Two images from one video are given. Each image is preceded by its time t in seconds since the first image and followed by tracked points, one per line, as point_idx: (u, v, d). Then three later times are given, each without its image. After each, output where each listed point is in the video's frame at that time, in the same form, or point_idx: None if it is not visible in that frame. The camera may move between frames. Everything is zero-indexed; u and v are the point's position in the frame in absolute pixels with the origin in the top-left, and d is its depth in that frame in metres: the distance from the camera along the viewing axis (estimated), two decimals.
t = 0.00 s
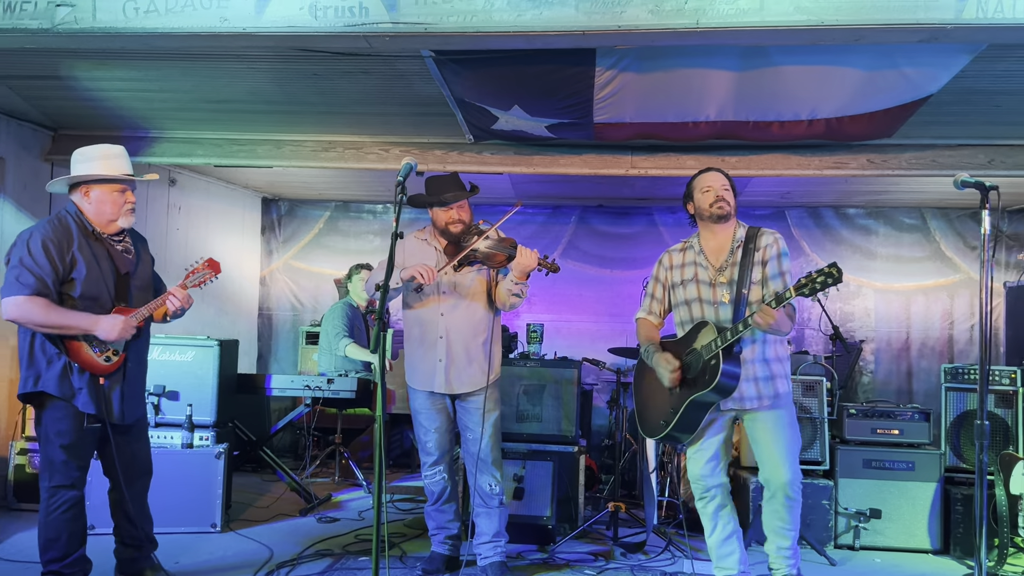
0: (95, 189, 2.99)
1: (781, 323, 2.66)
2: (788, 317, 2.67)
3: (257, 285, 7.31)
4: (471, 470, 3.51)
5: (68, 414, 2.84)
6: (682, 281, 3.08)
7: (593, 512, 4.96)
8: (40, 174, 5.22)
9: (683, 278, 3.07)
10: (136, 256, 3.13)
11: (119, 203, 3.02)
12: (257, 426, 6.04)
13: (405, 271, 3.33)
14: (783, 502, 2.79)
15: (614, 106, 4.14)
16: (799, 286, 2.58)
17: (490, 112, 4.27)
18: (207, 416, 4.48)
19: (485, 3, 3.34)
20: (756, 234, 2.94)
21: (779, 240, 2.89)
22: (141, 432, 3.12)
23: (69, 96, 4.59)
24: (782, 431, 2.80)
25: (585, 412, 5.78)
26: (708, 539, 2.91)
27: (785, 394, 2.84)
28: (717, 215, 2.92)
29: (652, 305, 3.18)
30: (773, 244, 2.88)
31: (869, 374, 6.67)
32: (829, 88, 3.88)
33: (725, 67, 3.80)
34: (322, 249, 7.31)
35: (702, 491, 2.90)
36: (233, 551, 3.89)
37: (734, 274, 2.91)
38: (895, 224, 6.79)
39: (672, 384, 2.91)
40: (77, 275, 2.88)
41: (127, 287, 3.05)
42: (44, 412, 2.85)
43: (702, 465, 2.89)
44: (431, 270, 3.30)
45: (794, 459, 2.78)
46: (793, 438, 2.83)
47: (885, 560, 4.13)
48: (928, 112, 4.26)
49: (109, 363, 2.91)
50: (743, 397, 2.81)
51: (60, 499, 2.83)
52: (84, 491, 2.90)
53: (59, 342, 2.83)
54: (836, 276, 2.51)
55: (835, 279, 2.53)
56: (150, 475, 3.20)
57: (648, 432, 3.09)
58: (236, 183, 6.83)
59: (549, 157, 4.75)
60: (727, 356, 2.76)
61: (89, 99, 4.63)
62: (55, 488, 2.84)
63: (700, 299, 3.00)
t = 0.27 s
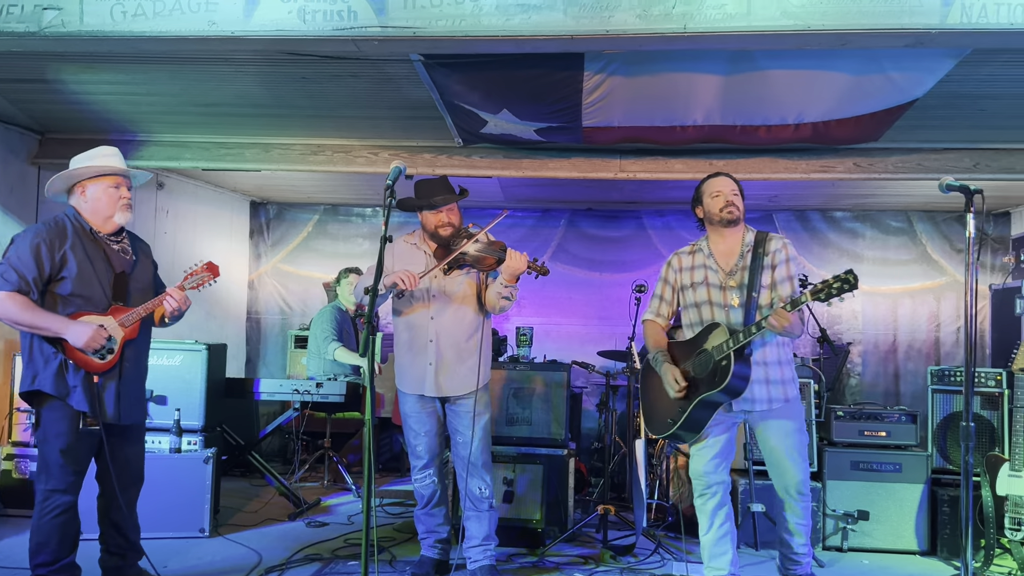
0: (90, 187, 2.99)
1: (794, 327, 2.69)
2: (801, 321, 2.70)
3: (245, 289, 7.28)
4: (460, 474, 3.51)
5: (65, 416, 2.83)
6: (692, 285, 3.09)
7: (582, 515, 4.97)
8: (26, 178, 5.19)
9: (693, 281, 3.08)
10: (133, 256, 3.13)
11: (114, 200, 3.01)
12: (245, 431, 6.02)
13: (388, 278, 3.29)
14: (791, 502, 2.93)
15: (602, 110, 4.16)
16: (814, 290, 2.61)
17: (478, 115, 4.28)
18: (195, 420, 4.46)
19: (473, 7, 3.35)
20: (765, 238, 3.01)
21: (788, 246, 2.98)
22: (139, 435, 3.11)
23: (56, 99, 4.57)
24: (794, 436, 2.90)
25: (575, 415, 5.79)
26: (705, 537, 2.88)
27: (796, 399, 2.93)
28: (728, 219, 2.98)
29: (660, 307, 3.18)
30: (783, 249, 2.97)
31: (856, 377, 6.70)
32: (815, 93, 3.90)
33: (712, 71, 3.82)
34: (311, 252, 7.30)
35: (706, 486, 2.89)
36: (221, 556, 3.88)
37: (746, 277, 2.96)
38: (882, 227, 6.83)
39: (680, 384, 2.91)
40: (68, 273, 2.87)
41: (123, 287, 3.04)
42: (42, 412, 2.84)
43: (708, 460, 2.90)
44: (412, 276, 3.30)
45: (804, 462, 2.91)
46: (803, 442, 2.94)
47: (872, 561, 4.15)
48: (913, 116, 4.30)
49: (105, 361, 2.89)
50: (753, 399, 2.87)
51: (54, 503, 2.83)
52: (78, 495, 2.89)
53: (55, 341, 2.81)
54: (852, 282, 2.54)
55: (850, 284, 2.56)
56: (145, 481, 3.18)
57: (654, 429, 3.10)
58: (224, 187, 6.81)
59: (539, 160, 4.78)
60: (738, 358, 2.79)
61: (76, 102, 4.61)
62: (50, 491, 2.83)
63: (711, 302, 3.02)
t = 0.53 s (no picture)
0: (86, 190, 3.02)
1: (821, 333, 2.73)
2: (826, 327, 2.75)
3: (230, 294, 7.25)
4: (448, 477, 3.50)
5: (57, 420, 2.83)
6: (709, 288, 3.11)
7: (568, 520, 4.97)
8: (9, 183, 5.15)
9: (711, 285, 3.10)
10: (128, 261, 3.12)
11: (108, 201, 3.01)
12: (229, 437, 5.97)
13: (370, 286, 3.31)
14: (780, 502, 2.97)
15: (586, 115, 4.18)
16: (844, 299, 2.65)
17: (464, 120, 4.28)
18: (179, 426, 4.46)
19: (458, 12, 3.36)
20: (781, 246, 3.06)
21: (805, 254, 3.03)
22: (132, 440, 3.09)
23: (38, 105, 4.54)
24: (792, 439, 2.95)
25: (560, 419, 5.80)
26: (702, 530, 2.92)
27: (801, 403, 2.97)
28: (747, 227, 3.00)
29: (676, 308, 3.18)
30: (800, 257, 3.02)
31: (840, 380, 6.74)
32: (797, 99, 3.94)
33: (695, 77, 3.85)
34: (295, 257, 7.28)
35: (711, 481, 2.94)
36: (205, 564, 3.85)
37: (764, 283, 3.00)
38: (864, 231, 6.88)
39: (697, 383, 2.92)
40: (60, 275, 2.87)
41: (117, 290, 3.02)
42: (34, 414, 2.84)
43: (718, 457, 2.94)
44: (394, 285, 3.31)
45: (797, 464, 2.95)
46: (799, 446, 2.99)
47: (856, 563, 4.17)
48: (894, 121, 4.34)
49: (93, 362, 2.86)
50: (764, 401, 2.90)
51: (42, 509, 2.80)
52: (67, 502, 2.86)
53: (47, 342, 2.81)
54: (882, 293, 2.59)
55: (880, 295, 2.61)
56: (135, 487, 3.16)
57: (664, 424, 3.08)
58: (209, 192, 6.78)
59: (524, 165, 4.79)
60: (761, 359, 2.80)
61: (59, 107, 4.58)
62: (40, 497, 2.82)
63: (729, 306, 3.05)
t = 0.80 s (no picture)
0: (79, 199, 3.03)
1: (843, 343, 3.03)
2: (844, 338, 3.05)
3: (210, 300, 7.21)
4: (430, 482, 3.49)
5: (43, 426, 2.81)
6: (720, 291, 3.35)
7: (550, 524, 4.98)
8: None
9: (722, 288, 3.34)
10: (116, 269, 3.12)
11: (98, 211, 3.02)
12: (209, 444, 6.00)
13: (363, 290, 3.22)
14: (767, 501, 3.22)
15: (567, 120, 4.19)
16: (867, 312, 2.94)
17: (444, 125, 4.28)
18: (158, 433, 4.41)
19: (437, 17, 3.36)
20: (788, 255, 3.33)
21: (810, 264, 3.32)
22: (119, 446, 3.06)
23: (14, 109, 4.50)
24: (788, 443, 3.19)
25: (543, 422, 5.83)
26: (701, 524, 3.18)
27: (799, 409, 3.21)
28: (756, 241, 3.24)
29: (686, 308, 3.37)
30: (806, 267, 3.31)
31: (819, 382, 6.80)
32: (774, 104, 3.97)
33: (673, 82, 3.87)
34: (276, 262, 7.26)
35: (713, 478, 3.19)
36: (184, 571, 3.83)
37: (775, 290, 3.28)
38: (843, 235, 6.95)
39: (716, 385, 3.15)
40: (47, 281, 2.89)
41: (105, 297, 3.02)
42: (19, 418, 2.83)
43: (724, 456, 3.17)
44: (387, 292, 3.23)
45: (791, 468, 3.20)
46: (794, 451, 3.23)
47: (835, 565, 4.21)
48: (871, 126, 4.39)
49: (78, 366, 2.86)
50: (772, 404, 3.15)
51: (24, 517, 2.78)
52: (49, 510, 2.84)
53: (33, 347, 2.83)
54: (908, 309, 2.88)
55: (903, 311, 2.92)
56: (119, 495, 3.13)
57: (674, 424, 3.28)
58: (189, 197, 6.74)
59: (505, 170, 4.78)
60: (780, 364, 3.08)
61: (36, 112, 4.54)
62: (22, 505, 2.80)
63: (738, 309, 3.30)
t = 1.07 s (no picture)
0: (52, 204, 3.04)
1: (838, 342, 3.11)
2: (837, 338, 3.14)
3: (175, 303, 7.11)
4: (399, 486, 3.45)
5: (6, 431, 2.81)
6: (706, 292, 3.37)
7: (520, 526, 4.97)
8: None
9: (707, 288, 3.36)
10: (88, 275, 3.14)
11: (71, 217, 3.03)
12: (174, 449, 5.95)
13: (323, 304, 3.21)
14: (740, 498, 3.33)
15: (535, 122, 4.19)
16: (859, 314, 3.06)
17: (413, 126, 4.26)
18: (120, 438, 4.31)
19: (404, 18, 3.34)
20: (769, 258, 3.40)
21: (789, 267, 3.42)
22: (86, 453, 3.06)
23: None
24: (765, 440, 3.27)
25: (513, 424, 5.87)
26: (709, 522, 3.12)
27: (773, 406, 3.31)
28: (742, 244, 3.30)
29: (673, 308, 3.37)
30: (786, 270, 3.41)
31: (786, 383, 6.87)
32: (741, 107, 4.00)
33: (641, 85, 3.89)
34: (243, 265, 7.20)
35: (715, 474, 3.13)
36: None
37: (760, 292, 3.35)
38: (808, 237, 7.04)
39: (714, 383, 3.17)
40: (16, 283, 2.91)
41: (75, 303, 3.04)
42: None
43: (722, 451, 3.14)
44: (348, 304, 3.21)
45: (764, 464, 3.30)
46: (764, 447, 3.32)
47: (801, 564, 4.25)
48: (835, 129, 4.44)
49: (44, 371, 2.86)
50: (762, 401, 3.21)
51: None
52: (11, 518, 2.83)
53: None
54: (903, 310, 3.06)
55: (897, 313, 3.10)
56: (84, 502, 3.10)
57: (669, 419, 3.28)
58: (153, 199, 6.65)
59: (475, 172, 4.79)
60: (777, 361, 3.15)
61: None
62: None
63: (724, 310, 3.34)
